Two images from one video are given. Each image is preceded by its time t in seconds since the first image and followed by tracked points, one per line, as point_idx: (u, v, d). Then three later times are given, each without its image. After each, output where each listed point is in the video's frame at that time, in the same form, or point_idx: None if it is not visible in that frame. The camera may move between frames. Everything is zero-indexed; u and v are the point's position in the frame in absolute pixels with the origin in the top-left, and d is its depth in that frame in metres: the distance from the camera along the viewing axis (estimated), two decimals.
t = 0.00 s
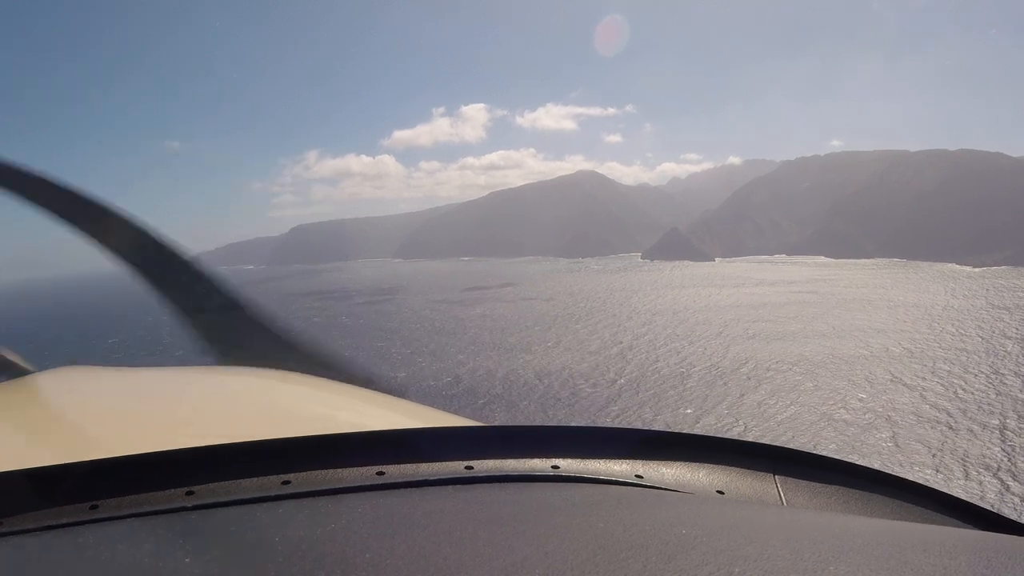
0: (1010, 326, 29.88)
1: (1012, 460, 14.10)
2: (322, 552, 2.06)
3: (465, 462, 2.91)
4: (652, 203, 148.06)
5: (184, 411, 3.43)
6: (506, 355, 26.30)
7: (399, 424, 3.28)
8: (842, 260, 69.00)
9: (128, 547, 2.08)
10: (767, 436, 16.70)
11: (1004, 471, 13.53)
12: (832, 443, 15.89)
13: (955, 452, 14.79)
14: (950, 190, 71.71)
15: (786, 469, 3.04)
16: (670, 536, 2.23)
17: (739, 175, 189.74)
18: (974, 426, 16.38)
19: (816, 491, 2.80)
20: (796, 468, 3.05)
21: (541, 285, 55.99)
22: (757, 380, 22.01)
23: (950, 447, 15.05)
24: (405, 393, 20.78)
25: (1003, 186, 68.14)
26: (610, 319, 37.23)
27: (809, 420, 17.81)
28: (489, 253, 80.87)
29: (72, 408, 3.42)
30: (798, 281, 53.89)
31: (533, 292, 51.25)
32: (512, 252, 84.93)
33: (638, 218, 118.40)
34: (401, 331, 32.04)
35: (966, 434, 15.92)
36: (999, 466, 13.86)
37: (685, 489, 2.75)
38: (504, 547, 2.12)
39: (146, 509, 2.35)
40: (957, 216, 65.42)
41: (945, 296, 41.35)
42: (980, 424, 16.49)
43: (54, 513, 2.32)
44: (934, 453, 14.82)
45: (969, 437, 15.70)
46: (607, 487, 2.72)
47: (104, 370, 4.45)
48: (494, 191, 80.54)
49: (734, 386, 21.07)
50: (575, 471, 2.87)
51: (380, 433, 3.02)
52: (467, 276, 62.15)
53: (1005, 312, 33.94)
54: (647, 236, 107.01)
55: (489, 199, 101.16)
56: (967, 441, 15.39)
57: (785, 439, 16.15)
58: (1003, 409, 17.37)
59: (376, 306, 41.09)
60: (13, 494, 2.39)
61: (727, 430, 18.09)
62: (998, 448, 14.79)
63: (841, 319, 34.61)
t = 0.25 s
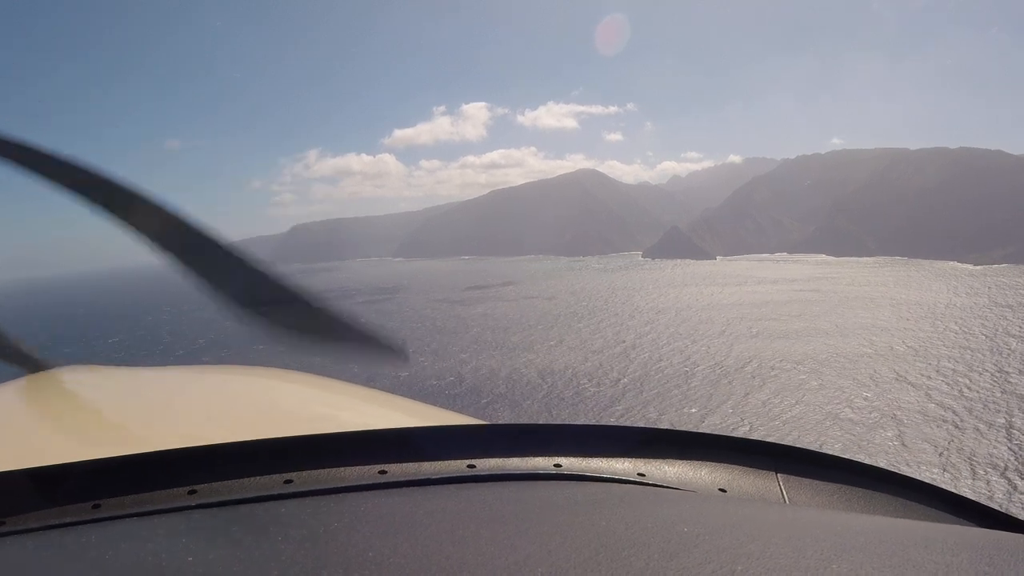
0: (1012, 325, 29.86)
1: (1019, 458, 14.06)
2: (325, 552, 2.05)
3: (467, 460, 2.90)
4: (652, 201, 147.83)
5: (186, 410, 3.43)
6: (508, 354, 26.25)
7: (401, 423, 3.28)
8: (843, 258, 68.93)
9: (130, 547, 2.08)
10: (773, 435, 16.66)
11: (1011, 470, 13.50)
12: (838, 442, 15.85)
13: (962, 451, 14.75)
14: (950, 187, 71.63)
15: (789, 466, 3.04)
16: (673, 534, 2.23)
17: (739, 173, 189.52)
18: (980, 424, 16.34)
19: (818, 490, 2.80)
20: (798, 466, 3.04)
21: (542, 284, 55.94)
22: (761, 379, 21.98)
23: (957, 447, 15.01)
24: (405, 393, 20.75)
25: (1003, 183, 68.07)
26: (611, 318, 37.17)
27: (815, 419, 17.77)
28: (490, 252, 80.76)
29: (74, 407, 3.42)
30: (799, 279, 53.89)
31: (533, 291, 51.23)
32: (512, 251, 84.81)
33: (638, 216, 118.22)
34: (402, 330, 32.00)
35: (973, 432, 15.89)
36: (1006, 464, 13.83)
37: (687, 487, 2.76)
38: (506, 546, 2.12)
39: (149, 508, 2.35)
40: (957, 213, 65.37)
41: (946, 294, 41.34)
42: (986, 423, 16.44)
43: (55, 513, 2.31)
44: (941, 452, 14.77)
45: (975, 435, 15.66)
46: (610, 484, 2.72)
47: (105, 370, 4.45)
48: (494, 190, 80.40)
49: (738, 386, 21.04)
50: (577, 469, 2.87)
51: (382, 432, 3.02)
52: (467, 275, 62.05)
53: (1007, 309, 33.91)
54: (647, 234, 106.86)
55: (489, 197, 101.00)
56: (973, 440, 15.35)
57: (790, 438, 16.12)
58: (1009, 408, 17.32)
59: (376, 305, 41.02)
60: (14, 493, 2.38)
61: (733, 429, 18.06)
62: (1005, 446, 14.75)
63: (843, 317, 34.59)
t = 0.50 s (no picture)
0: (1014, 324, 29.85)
1: None
2: (327, 551, 2.05)
3: (469, 459, 2.90)
4: (652, 200, 147.82)
5: (187, 409, 3.43)
6: (510, 354, 26.23)
7: (404, 422, 3.27)
8: (843, 258, 68.93)
9: (134, 543, 2.08)
10: (778, 436, 16.61)
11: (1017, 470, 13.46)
12: (844, 443, 15.82)
13: (969, 452, 14.71)
14: (951, 187, 71.62)
15: (791, 466, 3.04)
16: (676, 534, 2.22)
17: (739, 172, 189.45)
18: (985, 425, 16.30)
19: (820, 490, 2.80)
20: (799, 465, 3.05)
21: (542, 284, 55.96)
22: (765, 379, 21.96)
23: (962, 447, 14.97)
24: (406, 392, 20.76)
25: (1003, 183, 68.12)
26: (612, 318, 37.15)
27: (819, 420, 17.73)
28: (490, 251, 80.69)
29: (77, 407, 3.43)
30: (799, 279, 53.88)
31: (533, 291, 51.26)
32: (513, 250, 84.78)
33: (638, 216, 118.22)
34: (403, 330, 31.97)
35: (978, 432, 15.83)
36: (1012, 464, 13.78)
37: (689, 486, 2.76)
38: (509, 545, 2.11)
39: (151, 507, 2.35)
40: (957, 213, 65.38)
41: (947, 293, 41.34)
42: (991, 423, 16.40)
43: (56, 511, 2.32)
44: (947, 453, 14.74)
45: (981, 435, 15.62)
46: (612, 484, 2.72)
47: (108, 369, 4.45)
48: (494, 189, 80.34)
49: (741, 386, 21.01)
50: (579, 468, 2.87)
51: (385, 430, 3.02)
52: (468, 274, 62.02)
53: (1009, 309, 33.88)
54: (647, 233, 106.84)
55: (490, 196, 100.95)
56: (979, 440, 15.31)
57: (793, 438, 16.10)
58: (1015, 408, 17.27)
59: (377, 305, 40.97)
60: (17, 492, 2.39)
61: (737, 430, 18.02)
62: (1010, 446, 14.71)
63: (845, 317, 34.56)
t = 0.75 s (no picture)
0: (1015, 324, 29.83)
1: None
2: (328, 550, 2.06)
3: (470, 459, 2.90)
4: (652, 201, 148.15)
5: (188, 408, 3.43)
6: (511, 354, 26.23)
7: (405, 422, 3.27)
8: (843, 258, 68.90)
9: (133, 543, 2.08)
10: (782, 437, 16.59)
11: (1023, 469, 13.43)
12: (848, 443, 15.79)
13: (973, 452, 14.67)
14: (950, 187, 71.61)
15: (792, 465, 3.05)
16: (677, 534, 2.23)
17: (739, 172, 189.82)
18: (989, 424, 16.26)
19: (821, 489, 2.80)
20: (799, 464, 3.05)
21: (541, 283, 55.94)
22: (768, 379, 21.96)
23: (967, 448, 14.94)
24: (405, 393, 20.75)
25: (1002, 183, 68.14)
26: (613, 317, 37.19)
27: (824, 421, 17.71)
28: (490, 250, 80.80)
29: (79, 406, 3.44)
30: (799, 279, 53.88)
31: (533, 290, 51.24)
32: (513, 250, 84.91)
33: (638, 216, 118.18)
34: (403, 329, 32.01)
35: (983, 432, 15.78)
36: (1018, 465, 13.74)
37: (690, 486, 2.76)
38: (510, 546, 2.11)
39: (150, 506, 2.35)
40: (957, 213, 65.37)
41: (946, 293, 41.34)
42: (996, 423, 16.35)
43: (56, 511, 2.32)
44: (952, 452, 14.70)
45: (985, 435, 15.58)
46: (613, 484, 2.72)
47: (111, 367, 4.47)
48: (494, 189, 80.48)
49: (743, 387, 21.00)
50: (580, 468, 2.87)
51: (385, 431, 3.02)
52: (469, 274, 62.13)
53: (1010, 309, 33.88)
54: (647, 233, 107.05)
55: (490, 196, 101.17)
56: (984, 440, 15.28)
57: (796, 439, 16.08)
58: (1019, 407, 17.22)
59: (378, 304, 41.01)
60: (14, 491, 2.39)
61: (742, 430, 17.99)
62: (1016, 446, 14.66)
63: (846, 316, 34.55)
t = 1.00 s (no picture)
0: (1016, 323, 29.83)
1: None
2: (329, 548, 2.05)
3: (472, 457, 2.90)
4: (650, 200, 147.95)
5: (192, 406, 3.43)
6: (511, 355, 26.16)
7: (406, 420, 3.27)
8: (843, 258, 68.88)
9: (135, 541, 2.07)
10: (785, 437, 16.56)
11: None
12: (852, 444, 15.76)
13: (979, 452, 14.58)
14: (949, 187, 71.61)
15: (790, 462, 3.05)
16: (679, 531, 2.23)
17: (738, 172, 189.36)
18: (993, 424, 16.22)
19: (824, 487, 2.80)
20: (797, 461, 3.06)
21: (540, 283, 55.90)
22: (771, 380, 21.93)
23: (972, 447, 14.90)
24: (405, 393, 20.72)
25: (1001, 183, 68.17)
26: (613, 318, 37.13)
27: (828, 421, 17.68)
28: (488, 250, 80.69)
29: (85, 403, 3.45)
30: (798, 279, 53.88)
31: (532, 290, 51.21)
32: (511, 250, 84.78)
33: (637, 216, 118.12)
34: (403, 329, 31.93)
35: (987, 432, 15.75)
36: None
37: (692, 483, 2.76)
38: (512, 544, 2.11)
39: (153, 504, 2.36)
40: (955, 212, 65.38)
41: (946, 293, 41.36)
42: (1000, 422, 16.31)
43: (58, 509, 2.32)
44: (957, 453, 14.66)
45: (990, 434, 15.55)
46: (614, 481, 2.73)
47: (115, 366, 4.46)
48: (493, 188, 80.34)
49: (746, 387, 20.96)
50: (581, 466, 2.87)
51: (386, 428, 3.01)
52: (468, 274, 62.04)
53: (1009, 308, 33.90)
54: (646, 232, 106.89)
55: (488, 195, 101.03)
56: (989, 439, 15.24)
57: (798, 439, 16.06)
58: (1023, 407, 17.15)
59: (376, 304, 40.88)
60: (19, 490, 2.39)
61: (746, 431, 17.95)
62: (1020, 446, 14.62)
63: (846, 316, 34.55)
